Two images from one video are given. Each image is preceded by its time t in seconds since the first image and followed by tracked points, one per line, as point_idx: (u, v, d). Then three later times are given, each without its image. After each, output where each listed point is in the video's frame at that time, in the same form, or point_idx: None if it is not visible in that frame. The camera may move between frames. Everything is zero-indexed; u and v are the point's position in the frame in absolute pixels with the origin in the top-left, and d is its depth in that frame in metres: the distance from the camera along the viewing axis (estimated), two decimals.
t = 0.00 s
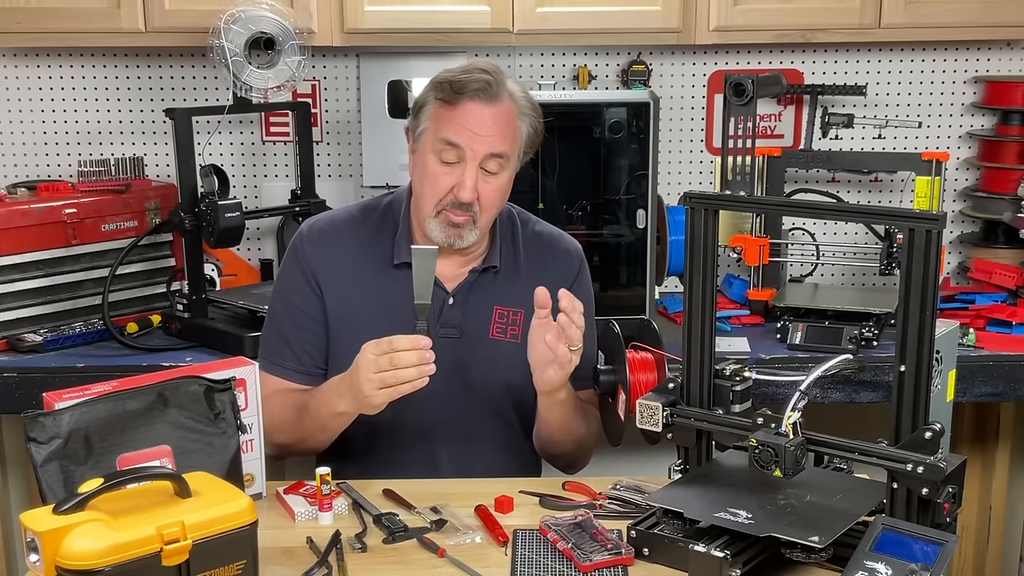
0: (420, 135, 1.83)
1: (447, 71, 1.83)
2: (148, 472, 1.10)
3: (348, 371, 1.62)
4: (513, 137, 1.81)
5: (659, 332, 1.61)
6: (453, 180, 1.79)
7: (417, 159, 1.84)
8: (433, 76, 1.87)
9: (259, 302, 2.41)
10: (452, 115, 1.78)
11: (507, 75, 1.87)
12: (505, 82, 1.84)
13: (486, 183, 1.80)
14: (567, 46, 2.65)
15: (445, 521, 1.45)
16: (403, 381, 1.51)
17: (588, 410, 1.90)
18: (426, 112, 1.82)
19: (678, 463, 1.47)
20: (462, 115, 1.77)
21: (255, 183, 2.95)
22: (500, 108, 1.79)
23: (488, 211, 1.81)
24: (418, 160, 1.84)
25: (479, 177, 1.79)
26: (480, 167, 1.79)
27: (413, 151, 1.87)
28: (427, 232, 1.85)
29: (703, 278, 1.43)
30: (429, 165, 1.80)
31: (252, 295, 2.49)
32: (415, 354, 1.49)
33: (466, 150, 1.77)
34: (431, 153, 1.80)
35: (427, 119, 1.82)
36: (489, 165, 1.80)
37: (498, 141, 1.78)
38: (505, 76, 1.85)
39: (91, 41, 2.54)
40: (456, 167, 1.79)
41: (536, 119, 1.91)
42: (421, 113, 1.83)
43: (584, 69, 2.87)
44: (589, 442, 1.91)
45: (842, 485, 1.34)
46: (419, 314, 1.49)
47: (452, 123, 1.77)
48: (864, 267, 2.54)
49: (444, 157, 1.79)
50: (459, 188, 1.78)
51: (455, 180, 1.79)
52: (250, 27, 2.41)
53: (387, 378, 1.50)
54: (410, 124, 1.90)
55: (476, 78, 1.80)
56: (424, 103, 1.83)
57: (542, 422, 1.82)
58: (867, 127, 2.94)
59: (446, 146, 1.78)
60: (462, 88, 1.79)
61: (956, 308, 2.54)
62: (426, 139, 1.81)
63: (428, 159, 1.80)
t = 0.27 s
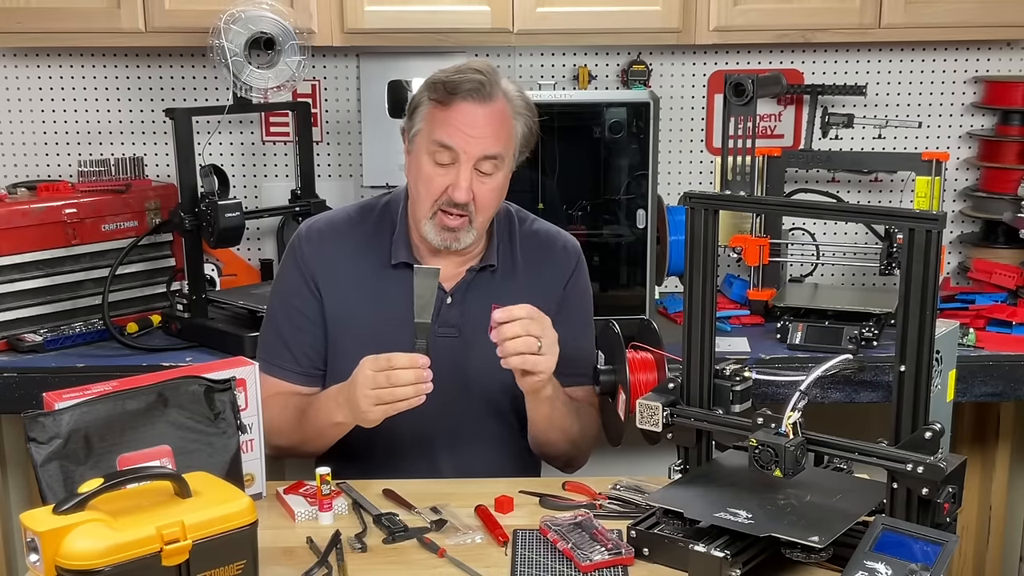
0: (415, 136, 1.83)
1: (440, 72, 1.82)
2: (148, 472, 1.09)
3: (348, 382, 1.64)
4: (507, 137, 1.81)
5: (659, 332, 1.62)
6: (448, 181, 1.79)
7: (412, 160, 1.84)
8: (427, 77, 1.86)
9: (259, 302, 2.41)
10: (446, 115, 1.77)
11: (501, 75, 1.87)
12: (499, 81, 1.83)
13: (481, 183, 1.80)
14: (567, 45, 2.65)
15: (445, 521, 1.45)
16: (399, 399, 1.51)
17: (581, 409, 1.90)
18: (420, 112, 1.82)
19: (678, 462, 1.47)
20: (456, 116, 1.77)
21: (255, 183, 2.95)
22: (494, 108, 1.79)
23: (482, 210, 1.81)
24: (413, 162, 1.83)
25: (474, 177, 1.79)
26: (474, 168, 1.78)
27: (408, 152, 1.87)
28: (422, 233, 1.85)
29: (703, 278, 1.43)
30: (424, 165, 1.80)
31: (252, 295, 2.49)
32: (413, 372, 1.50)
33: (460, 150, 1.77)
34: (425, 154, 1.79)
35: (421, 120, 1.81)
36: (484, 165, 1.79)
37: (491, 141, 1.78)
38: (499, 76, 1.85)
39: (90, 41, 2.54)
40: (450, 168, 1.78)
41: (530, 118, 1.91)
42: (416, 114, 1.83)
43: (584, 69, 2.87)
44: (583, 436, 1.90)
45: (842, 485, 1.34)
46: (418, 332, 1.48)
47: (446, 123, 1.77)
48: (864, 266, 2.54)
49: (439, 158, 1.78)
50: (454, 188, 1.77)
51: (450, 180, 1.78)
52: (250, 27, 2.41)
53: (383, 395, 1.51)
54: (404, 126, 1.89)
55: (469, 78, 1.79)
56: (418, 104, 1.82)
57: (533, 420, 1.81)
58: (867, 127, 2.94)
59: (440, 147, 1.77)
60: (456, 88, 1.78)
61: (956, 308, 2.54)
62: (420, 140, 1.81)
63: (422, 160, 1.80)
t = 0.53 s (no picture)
0: (412, 135, 1.83)
1: (435, 71, 1.82)
2: (148, 472, 1.09)
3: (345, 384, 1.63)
4: (504, 134, 1.81)
5: (659, 332, 1.62)
6: (446, 179, 1.79)
7: (410, 160, 1.83)
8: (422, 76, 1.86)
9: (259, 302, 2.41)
10: (443, 114, 1.77)
11: (495, 71, 1.87)
12: (494, 78, 1.83)
13: (479, 181, 1.79)
14: (567, 46, 2.65)
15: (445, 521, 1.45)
16: (395, 402, 1.51)
17: (563, 393, 1.84)
18: (416, 112, 1.82)
19: (678, 462, 1.47)
20: (452, 115, 1.77)
21: (255, 183, 2.95)
22: (490, 105, 1.79)
23: (482, 207, 1.81)
24: (410, 161, 1.83)
25: (472, 175, 1.79)
26: (472, 165, 1.78)
27: (405, 151, 1.87)
28: (421, 231, 1.85)
29: (703, 277, 1.43)
30: (422, 164, 1.80)
31: (252, 295, 2.49)
32: (409, 377, 1.50)
33: (458, 149, 1.77)
34: (423, 153, 1.79)
35: (418, 119, 1.81)
36: (482, 162, 1.79)
37: (489, 139, 1.77)
38: (495, 73, 1.85)
39: (90, 41, 2.54)
40: (448, 167, 1.78)
41: (526, 114, 1.91)
42: (412, 113, 1.83)
43: (584, 69, 2.87)
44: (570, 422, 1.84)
45: (842, 485, 1.34)
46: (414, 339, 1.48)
47: (443, 122, 1.77)
48: (864, 266, 2.54)
49: (437, 157, 1.78)
50: (452, 186, 1.77)
51: (448, 179, 1.78)
52: (250, 27, 2.41)
53: (379, 399, 1.51)
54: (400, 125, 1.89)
55: (464, 76, 1.79)
56: (414, 103, 1.82)
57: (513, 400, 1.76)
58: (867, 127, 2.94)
59: (438, 146, 1.77)
60: (452, 87, 1.78)
61: (955, 308, 2.54)
62: (417, 139, 1.81)
63: (420, 159, 1.80)
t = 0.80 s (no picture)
0: (406, 133, 1.83)
1: (427, 68, 1.82)
2: (148, 472, 1.09)
3: (345, 380, 1.64)
4: (498, 130, 1.81)
5: (659, 332, 1.62)
6: (441, 176, 1.78)
7: (404, 157, 1.83)
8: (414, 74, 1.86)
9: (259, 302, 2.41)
10: (436, 111, 1.77)
11: (487, 68, 1.87)
12: (486, 74, 1.83)
13: (475, 176, 1.79)
14: (567, 46, 2.65)
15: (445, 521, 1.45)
16: (394, 398, 1.51)
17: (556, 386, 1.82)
18: (409, 109, 1.82)
19: (678, 462, 1.47)
20: (445, 111, 1.77)
21: (255, 183, 2.95)
22: (483, 101, 1.79)
23: (477, 203, 1.81)
24: (405, 158, 1.83)
25: (467, 171, 1.78)
26: (467, 161, 1.78)
27: (399, 150, 1.87)
28: (416, 228, 1.85)
29: (703, 277, 1.43)
30: (416, 161, 1.80)
31: (252, 295, 2.49)
32: (408, 371, 1.50)
33: (452, 145, 1.76)
34: (417, 150, 1.79)
35: (411, 117, 1.81)
36: (476, 158, 1.79)
37: (483, 135, 1.77)
38: (487, 69, 1.85)
39: (90, 41, 2.54)
40: (442, 163, 1.78)
41: (519, 110, 1.91)
42: (405, 111, 1.83)
43: (584, 69, 2.87)
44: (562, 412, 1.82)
45: (842, 485, 1.34)
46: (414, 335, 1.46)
47: (436, 119, 1.77)
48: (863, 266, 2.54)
49: (430, 153, 1.78)
50: (447, 182, 1.77)
51: (443, 175, 1.78)
52: (250, 27, 2.41)
53: (378, 394, 1.51)
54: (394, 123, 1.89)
55: (457, 73, 1.79)
56: (407, 101, 1.82)
57: (506, 392, 1.74)
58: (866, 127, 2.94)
59: (432, 142, 1.77)
60: (444, 83, 1.78)
61: (956, 308, 2.54)
62: (411, 137, 1.81)
63: (414, 156, 1.80)
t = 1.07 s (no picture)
0: (404, 132, 1.83)
1: (425, 67, 1.82)
2: (148, 472, 1.09)
3: (347, 377, 1.64)
4: (496, 128, 1.81)
5: (659, 332, 1.62)
6: (439, 174, 1.79)
7: (403, 156, 1.84)
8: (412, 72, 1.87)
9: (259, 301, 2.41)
10: (434, 109, 1.77)
11: (485, 66, 1.87)
12: (483, 72, 1.83)
13: (473, 175, 1.79)
14: (567, 46, 2.65)
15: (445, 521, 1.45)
16: (397, 393, 1.52)
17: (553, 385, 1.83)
18: (408, 108, 1.82)
19: (678, 462, 1.47)
20: (443, 109, 1.77)
21: (255, 183, 2.95)
22: (481, 99, 1.78)
23: (476, 200, 1.81)
24: (403, 157, 1.83)
25: (465, 169, 1.79)
26: (466, 160, 1.78)
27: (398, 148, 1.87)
28: (416, 227, 1.85)
29: (702, 276, 1.43)
30: (415, 160, 1.80)
31: (252, 295, 2.49)
32: (411, 367, 1.49)
33: (450, 144, 1.76)
34: (415, 149, 1.79)
35: (409, 115, 1.81)
36: (474, 156, 1.79)
37: (481, 133, 1.77)
38: (484, 67, 1.85)
39: (90, 41, 2.54)
40: (441, 161, 1.78)
41: (518, 108, 1.91)
42: (404, 109, 1.83)
43: (584, 69, 2.87)
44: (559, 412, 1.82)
45: (842, 485, 1.34)
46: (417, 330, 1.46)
47: (434, 117, 1.77)
48: (864, 267, 2.54)
49: (429, 152, 1.78)
50: (446, 181, 1.78)
51: (442, 173, 1.78)
52: (250, 27, 2.41)
53: (381, 389, 1.51)
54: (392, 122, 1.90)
55: (455, 71, 1.79)
56: (405, 100, 1.83)
57: (503, 392, 1.74)
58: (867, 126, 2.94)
59: (430, 141, 1.77)
60: (442, 81, 1.78)
61: (956, 308, 2.54)
62: (409, 136, 1.81)
63: (412, 155, 1.80)
